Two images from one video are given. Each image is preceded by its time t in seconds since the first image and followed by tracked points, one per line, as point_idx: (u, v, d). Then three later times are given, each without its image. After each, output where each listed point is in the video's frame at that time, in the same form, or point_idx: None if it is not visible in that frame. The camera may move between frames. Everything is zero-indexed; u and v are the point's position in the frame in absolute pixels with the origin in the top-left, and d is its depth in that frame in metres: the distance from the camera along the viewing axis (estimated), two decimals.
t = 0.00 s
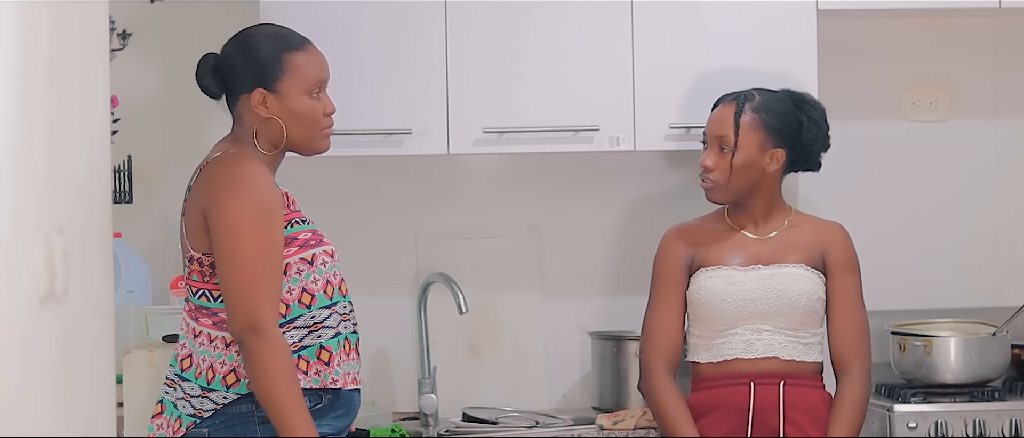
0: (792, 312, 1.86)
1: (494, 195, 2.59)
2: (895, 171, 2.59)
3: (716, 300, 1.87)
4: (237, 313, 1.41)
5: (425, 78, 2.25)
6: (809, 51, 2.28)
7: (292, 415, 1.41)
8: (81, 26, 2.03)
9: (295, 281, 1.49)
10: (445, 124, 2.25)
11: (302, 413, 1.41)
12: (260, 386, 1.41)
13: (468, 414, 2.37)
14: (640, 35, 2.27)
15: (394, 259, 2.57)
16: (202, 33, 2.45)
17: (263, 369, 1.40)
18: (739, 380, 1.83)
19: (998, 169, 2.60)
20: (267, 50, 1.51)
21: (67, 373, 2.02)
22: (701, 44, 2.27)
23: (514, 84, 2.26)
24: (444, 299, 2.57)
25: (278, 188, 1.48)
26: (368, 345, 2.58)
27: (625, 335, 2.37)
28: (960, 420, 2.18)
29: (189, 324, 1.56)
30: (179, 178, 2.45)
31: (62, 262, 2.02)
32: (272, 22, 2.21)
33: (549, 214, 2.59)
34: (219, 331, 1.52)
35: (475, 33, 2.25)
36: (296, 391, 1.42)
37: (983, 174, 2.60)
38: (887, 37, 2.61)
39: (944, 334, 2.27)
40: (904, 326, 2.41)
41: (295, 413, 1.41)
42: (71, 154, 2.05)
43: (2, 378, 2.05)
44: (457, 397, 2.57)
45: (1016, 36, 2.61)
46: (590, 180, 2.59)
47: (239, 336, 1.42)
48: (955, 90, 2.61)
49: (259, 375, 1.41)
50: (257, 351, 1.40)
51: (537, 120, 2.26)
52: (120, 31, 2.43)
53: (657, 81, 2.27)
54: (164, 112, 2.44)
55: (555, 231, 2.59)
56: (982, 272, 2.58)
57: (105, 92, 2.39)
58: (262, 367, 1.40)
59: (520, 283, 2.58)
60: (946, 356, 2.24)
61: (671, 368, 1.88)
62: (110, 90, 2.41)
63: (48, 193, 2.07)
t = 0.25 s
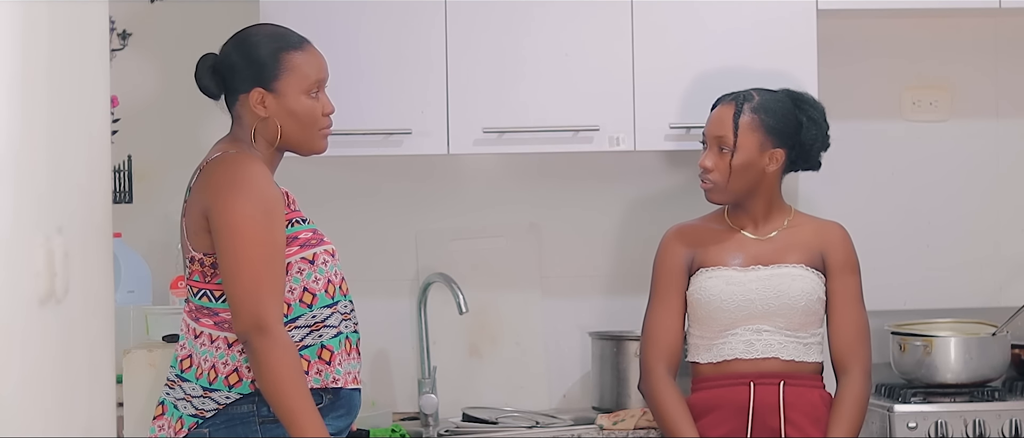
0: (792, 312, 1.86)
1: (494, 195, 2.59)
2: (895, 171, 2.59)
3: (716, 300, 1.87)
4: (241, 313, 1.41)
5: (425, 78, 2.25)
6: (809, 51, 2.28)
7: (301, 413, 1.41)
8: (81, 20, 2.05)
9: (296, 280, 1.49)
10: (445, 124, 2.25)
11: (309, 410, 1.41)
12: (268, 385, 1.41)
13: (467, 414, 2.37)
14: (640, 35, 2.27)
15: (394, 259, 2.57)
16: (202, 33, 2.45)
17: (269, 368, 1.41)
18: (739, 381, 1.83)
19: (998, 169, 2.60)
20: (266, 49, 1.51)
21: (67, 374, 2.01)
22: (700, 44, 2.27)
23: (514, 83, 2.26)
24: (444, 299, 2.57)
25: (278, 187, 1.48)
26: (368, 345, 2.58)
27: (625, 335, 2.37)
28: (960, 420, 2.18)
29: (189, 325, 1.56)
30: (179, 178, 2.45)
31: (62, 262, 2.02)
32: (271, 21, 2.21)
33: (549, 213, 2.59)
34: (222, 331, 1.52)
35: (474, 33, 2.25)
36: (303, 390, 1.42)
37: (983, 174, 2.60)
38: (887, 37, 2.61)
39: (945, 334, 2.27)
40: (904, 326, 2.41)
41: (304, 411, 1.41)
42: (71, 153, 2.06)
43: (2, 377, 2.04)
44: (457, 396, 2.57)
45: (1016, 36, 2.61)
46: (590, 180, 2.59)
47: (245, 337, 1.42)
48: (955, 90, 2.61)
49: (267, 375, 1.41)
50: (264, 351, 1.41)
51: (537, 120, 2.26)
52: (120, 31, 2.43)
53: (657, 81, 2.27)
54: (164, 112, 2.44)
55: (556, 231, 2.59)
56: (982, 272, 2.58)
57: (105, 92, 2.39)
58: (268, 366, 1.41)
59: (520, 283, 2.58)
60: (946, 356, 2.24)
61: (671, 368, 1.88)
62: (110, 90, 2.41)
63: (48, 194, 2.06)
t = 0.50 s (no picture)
0: (791, 312, 1.86)
1: (493, 195, 2.59)
2: (895, 171, 2.59)
3: (716, 301, 1.87)
4: (237, 316, 1.41)
5: (424, 78, 2.25)
6: (810, 51, 2.28)
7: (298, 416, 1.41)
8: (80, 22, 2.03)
9: (295, 282, 1.49)
10: (445, 124, 2.25)
11: (306, 414, 1.42)
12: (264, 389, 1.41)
13: (467, 414, 2.37)
14: (640, 34, 2.27)
15: (394, 259, 2.57)
16: (202, 33, 2.45)
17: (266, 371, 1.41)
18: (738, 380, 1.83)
19: (998, 169, 2.60)
20: (266, 47, 1.52)
21: (68, 373, 2.01)
22: (701, 44, 2.27)
23: (514, 84, 2.26)
24: (444, 299, 2.57)
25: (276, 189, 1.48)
26: (368, 345, 2.58)
27: (625, 335, 2.37)
28: (960, 420, 2.18)
29: (188, 327, 1.56)
30: (180, 178, 2.45)
31: (62, 262, 2.02)
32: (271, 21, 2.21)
33: (549, 213, 2.59)
34: (218, 333, 1.51)
35: (474, 33, 2.25)
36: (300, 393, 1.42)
37: (983, 174, 2.60)
38: (887, 37, 2.61)
39: (944, 334, 2.27)
40: (904, 326, 2.41)
41: (301, 414, 1.41)
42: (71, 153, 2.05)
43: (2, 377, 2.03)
44: (457, 396, 2.57)
45: (1016, 36, 2.61)
46: (590, 180, 2.59)
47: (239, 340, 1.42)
48: (955, 90, 2.61)
49: (262, 378, 1.41)
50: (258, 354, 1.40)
51: (537, 120, 2.26)
52: (120, 31, 2.43)
53: (657, 81, 2.27)
54: (164, 112, 2.44)
55: (556, 231, 2.59)
56: (982, 272, 2.58)
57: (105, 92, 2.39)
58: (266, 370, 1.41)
59: (520, 283, 2.58)
60: (946, 356, 2.24)
61: (671, 369, 1.88)
62: (110, 90, 2.42)
63: (48, 192, 2.06)
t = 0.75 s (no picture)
0: (791, 312, 1.86)
1: (493, 195, 2.59)
2: (895, 171, 2.59)
3: (716, 301, 1.87)
4: (235, 314, 1.41)
5: (424, 78, 2.25)
6: (810, 51, 2.28)
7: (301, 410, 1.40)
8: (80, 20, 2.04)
9: (294, 283, 1.49)
10: (445, 125, 2.25)
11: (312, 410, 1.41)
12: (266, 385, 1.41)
13: (467, 414, 2.37)
14: (640, 34, 2.27)
15: (394, 259, 2.57)
16: (202, 33, 2.45)
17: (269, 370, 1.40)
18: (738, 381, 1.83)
19: (998, 169, 2.60)
20: (269, 48, 1.52)
21: (66, 373, 2.02)
22: (701, 44, 2.27)
23: (515, 84, 2.26)
24: (444, 299, 2.57)
25: (274, 189, 1.48)
26: (368, 344, 2.58)
27: (625, 335, 2.37)
28: (960, 420, 2.18)
29: (190, 326, 1.55)
30: (180, 177, 2.45)
31: (62, 263, 2.02)
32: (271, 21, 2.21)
33: (549, 213, 2.59)
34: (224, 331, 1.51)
35: (474, 32, 2.25)
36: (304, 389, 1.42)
37: (983, 174, 2.60)
38: (887, 37, 2.61)
39: (944, 334, 2.27)
40: (904, 326, 2.41)
41: (301, 410, 1.40)
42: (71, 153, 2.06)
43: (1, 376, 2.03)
44: (457, 397, 2.57)
45: (1016, 37, 2.61)
46: (590, 180, 2.59)
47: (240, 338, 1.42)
48: (955, 91, 2.61)
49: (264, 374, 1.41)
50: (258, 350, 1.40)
51: (537, 120, 2.26)
52: (120, 31, 2.43)
53: (657, 81, 2.27)
54: (164, 112, 2.44)
55: (556, 231, 2.59)
56: (982, 272, 2.58)
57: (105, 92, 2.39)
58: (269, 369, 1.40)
59: (520, 283, 2.58)
60: (946, 356, 2.24)
61: (671, 369, 1.88)
62: (110, 90, 2.42)
63: (48, 192, 2.07)
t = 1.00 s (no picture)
0: (792, 314, 1.86)
1: (493, 195, 2.59)
2: (895, 171, 2.59)
3: (717, 302, 1.87)
4: (234, 313, 1.41)
5: (425, 78, 2.25)
6: (810, 51, 2.28)
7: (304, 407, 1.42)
8: (81, 22, 2.01)
9: (294, 283, 1.49)
10: (445, 125, 2.25)
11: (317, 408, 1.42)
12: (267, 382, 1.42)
13: (467, 414, 2.37)
14: (640, 34, 2.27)
15: (394, 259, 2.57)
16: (203, 33, 2.45)
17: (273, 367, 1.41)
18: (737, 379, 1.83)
19: (998, 169, 2.60)
20: (275, 46, 1.53)
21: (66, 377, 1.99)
22: (701, 44, 2.27)
23: (515, 84, 2.26)
24: (444, 299, 2.57)
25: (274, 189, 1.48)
26: (368, 344, 2.58)
27: (625, 335, 2.37)
28: (961, 420, 2.18)
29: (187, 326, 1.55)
30: (180, 177, 2.45)
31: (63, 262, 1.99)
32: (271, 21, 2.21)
33: (549, 213, 2.59)
34: (219, 333, 1.51)
35: (474, 32, 2.25)
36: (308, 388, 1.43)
37: (983, 174, 2.60)
38: (887, 37, 2.61)
39: (944, 334, 2.27)
40: (904, 326, 2.41)
41: (308, 407, 1.41)
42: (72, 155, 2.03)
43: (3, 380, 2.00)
44: (457, 397, 2.57)
45: (1016, 37, 2.61)
46: (591, 180, 2.59)
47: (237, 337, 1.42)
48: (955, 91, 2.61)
49: (264, 371, 1.42)
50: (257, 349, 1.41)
51: (537, 120, 2.26)
52: (120, 31, 2.44)
53: (657, 81, 2.27)
54: (164, 112, 2.45)
55: (556, 231, 2.59)
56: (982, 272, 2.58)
57: (105, 92, 2.39)
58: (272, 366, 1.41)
59: (520, 283, 2.58)
60: (946, 356, 2.24)
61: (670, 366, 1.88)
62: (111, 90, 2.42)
63: (48, 197, 2.04)
